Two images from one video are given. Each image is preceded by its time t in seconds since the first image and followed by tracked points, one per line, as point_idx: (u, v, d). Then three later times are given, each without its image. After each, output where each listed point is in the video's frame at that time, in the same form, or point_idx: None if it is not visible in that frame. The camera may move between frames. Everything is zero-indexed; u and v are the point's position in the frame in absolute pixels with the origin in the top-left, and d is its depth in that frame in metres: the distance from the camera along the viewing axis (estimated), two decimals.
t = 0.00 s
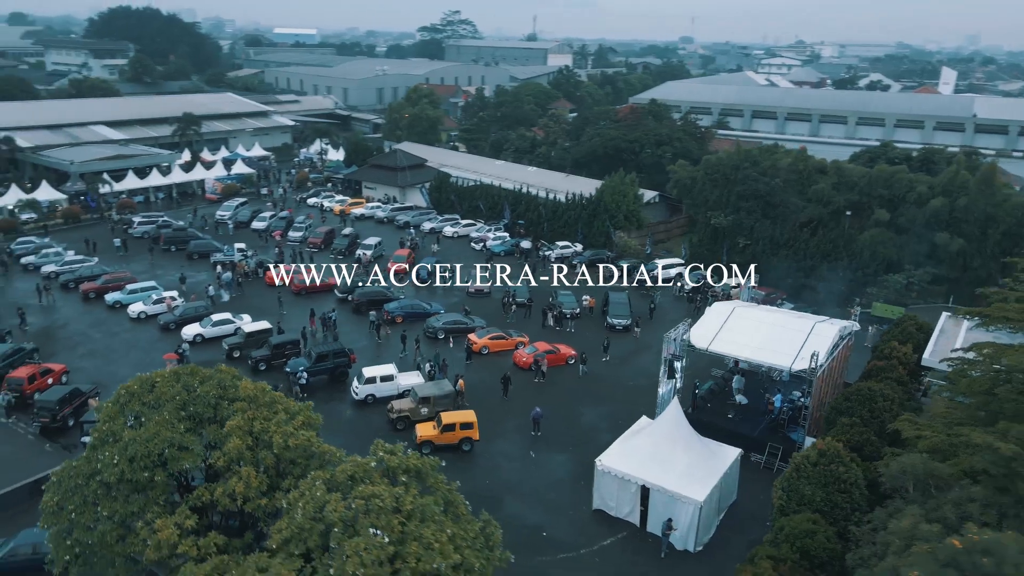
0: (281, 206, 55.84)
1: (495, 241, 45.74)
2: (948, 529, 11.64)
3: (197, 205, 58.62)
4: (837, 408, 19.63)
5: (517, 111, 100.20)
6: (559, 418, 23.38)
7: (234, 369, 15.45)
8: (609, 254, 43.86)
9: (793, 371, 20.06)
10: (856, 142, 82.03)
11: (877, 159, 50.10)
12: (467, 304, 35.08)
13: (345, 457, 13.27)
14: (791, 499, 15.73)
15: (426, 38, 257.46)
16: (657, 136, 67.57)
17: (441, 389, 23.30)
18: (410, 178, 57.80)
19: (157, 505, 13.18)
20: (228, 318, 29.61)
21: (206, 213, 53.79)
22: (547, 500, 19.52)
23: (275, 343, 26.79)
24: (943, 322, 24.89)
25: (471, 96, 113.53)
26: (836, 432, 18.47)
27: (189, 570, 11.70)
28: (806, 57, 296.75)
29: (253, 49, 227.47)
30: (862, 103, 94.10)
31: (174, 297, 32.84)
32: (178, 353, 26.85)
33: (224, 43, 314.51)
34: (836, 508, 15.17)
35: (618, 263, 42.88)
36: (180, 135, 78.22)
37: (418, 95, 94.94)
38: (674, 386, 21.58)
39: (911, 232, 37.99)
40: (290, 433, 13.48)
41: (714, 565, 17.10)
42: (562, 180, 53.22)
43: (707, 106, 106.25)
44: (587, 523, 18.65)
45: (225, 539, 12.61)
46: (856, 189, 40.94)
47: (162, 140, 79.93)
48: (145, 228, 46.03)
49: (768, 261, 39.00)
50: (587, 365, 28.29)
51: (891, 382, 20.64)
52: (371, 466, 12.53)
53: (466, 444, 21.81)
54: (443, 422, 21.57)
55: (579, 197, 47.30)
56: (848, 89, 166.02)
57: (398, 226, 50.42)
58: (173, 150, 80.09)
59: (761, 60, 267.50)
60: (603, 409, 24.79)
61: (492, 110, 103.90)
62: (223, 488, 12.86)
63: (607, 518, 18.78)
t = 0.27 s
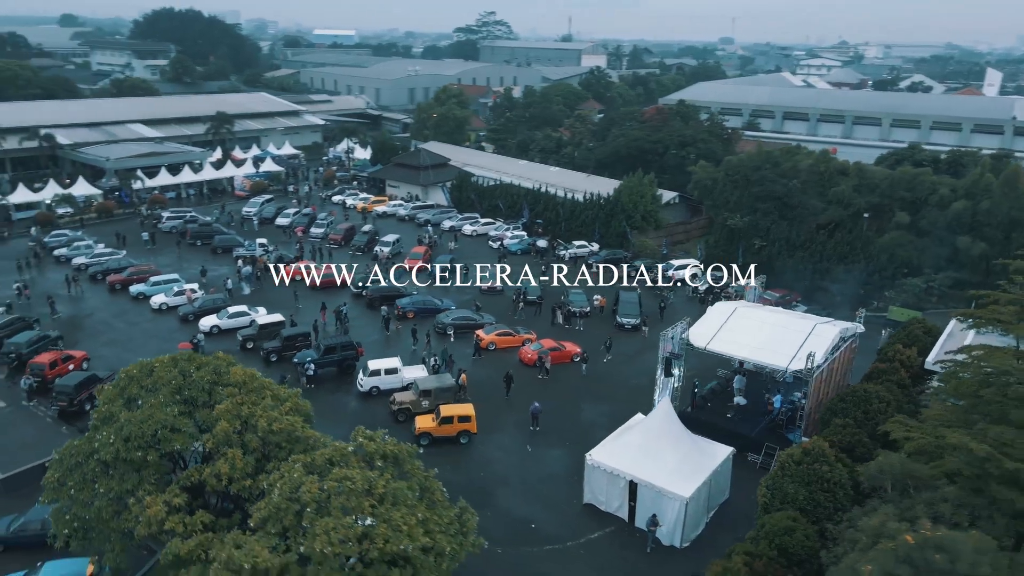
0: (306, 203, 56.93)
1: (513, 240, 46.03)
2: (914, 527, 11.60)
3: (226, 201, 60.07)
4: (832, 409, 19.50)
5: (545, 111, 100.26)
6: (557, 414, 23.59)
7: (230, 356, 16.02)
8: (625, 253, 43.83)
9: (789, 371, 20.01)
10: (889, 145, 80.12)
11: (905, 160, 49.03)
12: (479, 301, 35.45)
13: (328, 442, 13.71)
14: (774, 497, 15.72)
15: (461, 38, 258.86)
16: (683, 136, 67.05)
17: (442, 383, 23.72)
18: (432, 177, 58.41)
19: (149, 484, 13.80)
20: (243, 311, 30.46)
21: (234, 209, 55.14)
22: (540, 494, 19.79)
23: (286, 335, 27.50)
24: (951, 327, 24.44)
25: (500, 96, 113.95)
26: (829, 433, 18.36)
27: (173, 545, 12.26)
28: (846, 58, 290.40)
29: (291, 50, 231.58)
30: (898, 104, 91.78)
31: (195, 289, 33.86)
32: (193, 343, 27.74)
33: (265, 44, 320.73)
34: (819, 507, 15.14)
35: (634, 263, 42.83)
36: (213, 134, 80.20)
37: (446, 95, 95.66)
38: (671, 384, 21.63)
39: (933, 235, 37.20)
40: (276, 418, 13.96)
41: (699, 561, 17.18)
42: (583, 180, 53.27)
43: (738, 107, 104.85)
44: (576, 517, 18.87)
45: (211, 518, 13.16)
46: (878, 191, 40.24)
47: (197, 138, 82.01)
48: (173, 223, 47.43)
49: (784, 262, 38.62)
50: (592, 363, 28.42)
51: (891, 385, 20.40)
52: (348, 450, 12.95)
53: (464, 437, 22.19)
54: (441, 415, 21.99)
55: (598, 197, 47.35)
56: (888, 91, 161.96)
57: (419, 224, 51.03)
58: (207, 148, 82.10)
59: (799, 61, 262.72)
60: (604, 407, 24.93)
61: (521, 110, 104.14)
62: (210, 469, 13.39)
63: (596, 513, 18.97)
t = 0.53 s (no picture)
0: (333, 200, 58.00)
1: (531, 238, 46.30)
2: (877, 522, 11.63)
3: (256, 197, 61.55)
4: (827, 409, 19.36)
5: (575, 112, 100.19)
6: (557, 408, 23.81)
7: (228, 343, 16.66)
8: (643, 253, 43.76)
9: (785, 371, 19.95)
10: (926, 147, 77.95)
11: (935, 163, 47.82)
12: (492, 298, 35.81)
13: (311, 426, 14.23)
14: (756, 494, 15.75)
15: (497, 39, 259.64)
16: (710, 137, 66.34)
17: (444, 376, 24.18)
18: (456, 176, 58.97)
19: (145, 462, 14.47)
20: (260, 303, 31.35)
21: (263, 205, 56.51)
22: (532, 487, 20.07)
23: (299, 327, 28.27)
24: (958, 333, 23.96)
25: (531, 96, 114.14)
26: (820, 433, 18.26)
27: (162, 519, 12.91)
28: (891, 58, 283.11)
29: (330, 51, 235.27)
30: (937, 106, 89.17)
31: (216, 282, 34.92)
32: (209, 332, 28.69)
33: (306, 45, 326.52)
34: (799, 505, 15.17)
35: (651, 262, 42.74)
36: (247, 132, 82.08)
37: (477, 95, 96.27)
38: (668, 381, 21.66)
39: (957, 238, 36.32)
40: (263, 403, 14.50)
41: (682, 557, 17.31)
42: (605, 180, 53.23)
43: (771, 108, 103.16)
44: (564, 510, 19.11)
45: (199, 496, 13.78)
46: (901, 193, 39.39)
47: (232, 136, 84.06)
48: (203, 218, 48.86)
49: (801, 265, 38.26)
50: (598, 360, 28.56)
51: (890, 386, 20.16)
52: (328, 434, 13.46)
53: (463, 429, 22.60)
54: (441, 405, 22.45)
55: (617, 197, 47.36)
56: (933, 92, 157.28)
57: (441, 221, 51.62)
58: (242, 146, 84.05)
59: (843, 62, 256.86)
60: (605, 403, 25.07)
61: (551, 110, 104.16)
62: (200, 449, 14.01)
63: (584, 507, 19.19)
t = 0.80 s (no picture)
0: (357, 198, 58.97)
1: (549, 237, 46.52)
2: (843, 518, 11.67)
3: (283, 194, 62.82)
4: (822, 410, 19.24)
5: (604, 112, 99.96)
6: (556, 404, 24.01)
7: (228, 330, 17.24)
8: (660, 253, 43.68)
9: (781, 371, 19.89)
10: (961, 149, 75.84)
11: (964, 165, 46.69)
12: (504, 295, 36.13)
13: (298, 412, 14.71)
14: (739, 491, 15.80)
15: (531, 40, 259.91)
16: (736, 138, 65.66)
17: (447, 369, 24.62)
18: (479, 175, 59.45)
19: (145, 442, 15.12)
20: (276, 296, 32.18)
21: (289, 201, 57.72)
22: (525, 480, 20.34)
23: (311, 320, 28.98)
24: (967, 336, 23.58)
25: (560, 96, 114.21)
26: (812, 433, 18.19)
27: (154, 497, 13.50)
28: (935, 59, 275.84)
29: (365, 51, 238.24)
30: (976, 108, 86.68)
31: (236, 275, 35.89)
32: (225, 323, 29.58)
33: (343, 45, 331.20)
34: (781, 503, 15.20)
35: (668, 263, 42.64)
36: (278, 131, 83.75)
37: (505, 96, 96.73)
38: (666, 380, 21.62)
39: (979, 242, 35.53)
40: (255, 388, 15.03)
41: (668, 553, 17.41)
42: (626, 180, 53.17)
43: (804, 109, 101.52)
44: (554, 503, 19.35)
45: (192, 476, 14.37)
46: (924, 196, 38.62)
47: (263, 135, 85.85)
48: (229, 214, 50.15)
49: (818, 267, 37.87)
50: (604, 358, 28.69)
51: (889, 388, 19.95)
52: (312, 418, 13.93)
53: (462, 422, 23.00)
54: (441, 398, 22.87)
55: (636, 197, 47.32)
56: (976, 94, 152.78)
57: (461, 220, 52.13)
58: (273, 145, 85.80)
59: (884, 63, 251.09)
60: (607, 401, 25.21)
61: (580, 111, 104.06)
62: (194, 431, 14.59)
63: (575, 500, 19.40)
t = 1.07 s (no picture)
0: (381, 196, 59.85)
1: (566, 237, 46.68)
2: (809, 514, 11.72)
3: (310, 192, 64.01)
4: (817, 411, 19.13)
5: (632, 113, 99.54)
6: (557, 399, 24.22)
7: (229, 320, 17.85)
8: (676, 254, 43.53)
9: (777, 371, 19.83)
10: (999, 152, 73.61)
11: (995, 168, 45.50)
12: (517, 293, 36.42)
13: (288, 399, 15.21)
14: (722, 487, 15.85)
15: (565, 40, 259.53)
16: (762, 139, 64.86)
17: (449, 363, 25.03)
18: (501, 174, 59.85)
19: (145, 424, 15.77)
20: (292, 290, 32.97)
21: (314, 199, 58.84)
22: (519, 473, 20.60)
23: (323, 313, 29.66)
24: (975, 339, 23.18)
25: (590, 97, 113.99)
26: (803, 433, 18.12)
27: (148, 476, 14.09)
28: (981, 59, 267.80)
29: (400, 52, 240.54)
30: (1017, 109, 84.00)
31: (256, 269, 36.82)
32: (241, 315, 30.43)
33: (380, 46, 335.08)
34: (762, 500, 15.23)
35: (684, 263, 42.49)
36: (308, 130, 85.24)
37: (533, 96, 96.96)
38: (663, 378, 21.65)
39: (1003, 246, 34.65)
40: (249, 375, 15.59)
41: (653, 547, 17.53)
42: (646, 181, 53.03)
43: (837, 111, 99.63)
44: (546, 496, 19.59)
45: (187, 457, 14.96)
46: (948, 199, 37.79)
47: (294, 134, 87.47)
48: (255, 210, 51.36)
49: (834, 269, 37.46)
50: (610, 357, 28.81)
51: (886, 390, 19.76)
52: (299, 404, 14.43)
53: (462, 415, 23.38)
54: (442, 390, 23.29)
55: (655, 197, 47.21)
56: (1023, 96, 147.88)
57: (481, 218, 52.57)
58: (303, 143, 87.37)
59: (927, 64, 244.50)
60: (608, 399, 25.35)
61: (608, 111, 103.74)
62: (190, 414, 15.18)
63: (566, 494, 19.62)
